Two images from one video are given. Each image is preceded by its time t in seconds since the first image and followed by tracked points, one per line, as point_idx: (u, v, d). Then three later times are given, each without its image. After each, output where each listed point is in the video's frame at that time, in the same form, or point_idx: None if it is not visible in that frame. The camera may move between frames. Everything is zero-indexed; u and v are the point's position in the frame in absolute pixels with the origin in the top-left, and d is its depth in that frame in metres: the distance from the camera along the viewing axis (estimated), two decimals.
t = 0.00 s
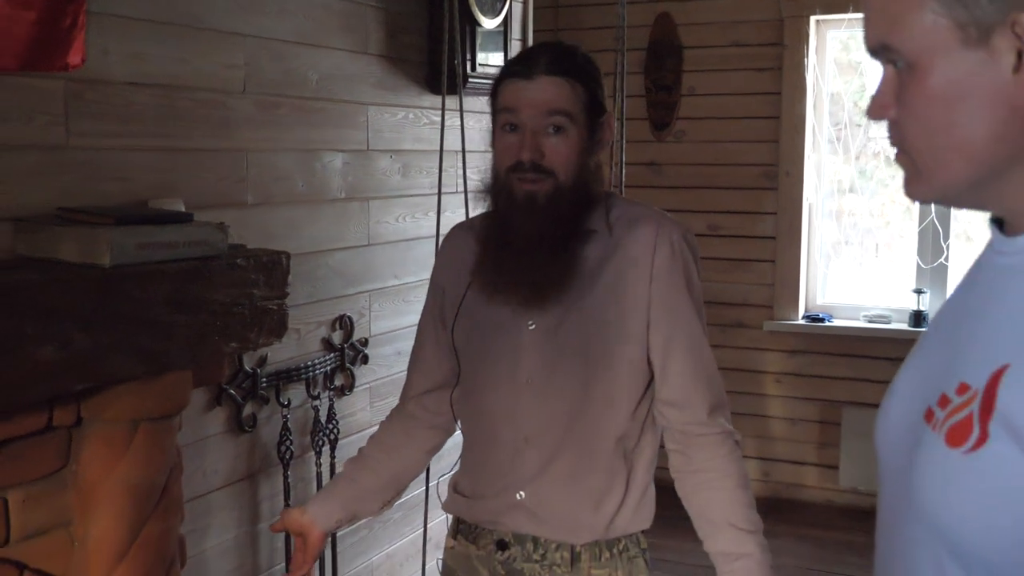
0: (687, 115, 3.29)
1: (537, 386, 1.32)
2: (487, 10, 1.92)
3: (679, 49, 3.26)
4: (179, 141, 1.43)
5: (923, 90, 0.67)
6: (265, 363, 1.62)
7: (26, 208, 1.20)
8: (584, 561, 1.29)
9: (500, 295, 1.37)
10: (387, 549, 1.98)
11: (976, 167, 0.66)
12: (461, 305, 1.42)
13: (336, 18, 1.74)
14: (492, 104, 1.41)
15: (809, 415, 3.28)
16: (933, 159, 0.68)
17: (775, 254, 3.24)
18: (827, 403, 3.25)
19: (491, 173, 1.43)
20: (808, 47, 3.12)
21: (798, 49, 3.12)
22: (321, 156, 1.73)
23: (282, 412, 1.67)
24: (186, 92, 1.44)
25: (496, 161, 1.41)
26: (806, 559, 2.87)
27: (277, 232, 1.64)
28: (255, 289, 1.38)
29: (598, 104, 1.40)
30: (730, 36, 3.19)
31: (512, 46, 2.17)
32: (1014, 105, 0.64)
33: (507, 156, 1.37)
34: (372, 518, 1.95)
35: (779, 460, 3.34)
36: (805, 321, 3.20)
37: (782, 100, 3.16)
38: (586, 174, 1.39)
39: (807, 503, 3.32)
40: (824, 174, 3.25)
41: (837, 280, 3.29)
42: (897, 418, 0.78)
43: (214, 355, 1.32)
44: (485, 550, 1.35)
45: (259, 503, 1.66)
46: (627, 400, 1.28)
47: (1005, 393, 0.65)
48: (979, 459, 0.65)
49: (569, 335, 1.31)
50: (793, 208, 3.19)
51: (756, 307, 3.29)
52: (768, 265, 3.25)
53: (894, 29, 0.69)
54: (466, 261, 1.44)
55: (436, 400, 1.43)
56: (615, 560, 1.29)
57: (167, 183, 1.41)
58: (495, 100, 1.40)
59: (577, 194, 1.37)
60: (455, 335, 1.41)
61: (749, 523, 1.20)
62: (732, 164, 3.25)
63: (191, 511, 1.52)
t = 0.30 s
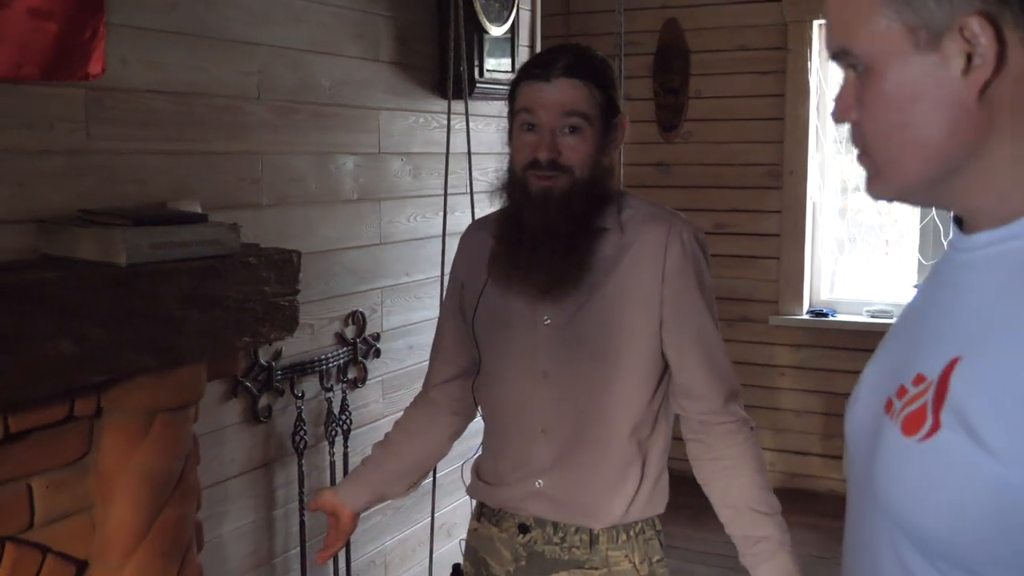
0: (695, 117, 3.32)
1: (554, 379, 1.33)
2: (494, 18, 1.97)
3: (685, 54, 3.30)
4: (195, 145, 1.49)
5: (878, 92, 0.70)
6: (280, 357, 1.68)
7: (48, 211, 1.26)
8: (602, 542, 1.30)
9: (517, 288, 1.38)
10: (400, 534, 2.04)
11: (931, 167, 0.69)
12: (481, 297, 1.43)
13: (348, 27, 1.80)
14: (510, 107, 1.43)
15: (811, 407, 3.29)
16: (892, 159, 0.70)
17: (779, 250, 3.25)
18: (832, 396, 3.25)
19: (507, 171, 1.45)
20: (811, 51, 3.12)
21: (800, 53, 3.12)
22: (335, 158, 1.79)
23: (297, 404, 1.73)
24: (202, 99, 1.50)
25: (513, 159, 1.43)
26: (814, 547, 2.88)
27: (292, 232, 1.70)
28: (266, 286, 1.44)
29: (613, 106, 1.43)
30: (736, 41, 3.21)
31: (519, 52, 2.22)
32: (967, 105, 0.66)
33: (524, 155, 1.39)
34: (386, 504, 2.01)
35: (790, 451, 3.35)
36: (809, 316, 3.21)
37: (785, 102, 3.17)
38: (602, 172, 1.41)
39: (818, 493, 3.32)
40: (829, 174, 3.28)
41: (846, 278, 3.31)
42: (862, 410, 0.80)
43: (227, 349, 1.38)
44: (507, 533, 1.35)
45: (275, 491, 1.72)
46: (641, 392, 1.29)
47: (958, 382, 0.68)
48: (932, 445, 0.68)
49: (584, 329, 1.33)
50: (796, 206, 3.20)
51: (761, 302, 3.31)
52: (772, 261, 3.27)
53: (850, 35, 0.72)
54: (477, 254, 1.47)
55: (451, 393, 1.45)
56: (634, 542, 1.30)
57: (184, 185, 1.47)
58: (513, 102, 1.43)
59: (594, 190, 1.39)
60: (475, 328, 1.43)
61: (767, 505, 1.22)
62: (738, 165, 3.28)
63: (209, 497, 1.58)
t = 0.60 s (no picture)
0: (710, 119, 3.42)
1: (569, 374, 1.35)
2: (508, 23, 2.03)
3: (701, 57, 3.39)
4: (215, 148, 1.54)
5: (850, 95, 0.73)
6: (298, 351, 1.73)
7: (70, 212, 1.32)
8: (618, 529, 1.30)
9: (535, 283, 1.39)
10: (417, 523, 2.08)
11: (899, 167, 0.71)
12: (501, 287, 1.43)
13: (366, 33, 1.85)
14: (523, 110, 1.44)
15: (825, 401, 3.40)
16: (863, 160, 0.73)
17: (792, 248, 3.36)
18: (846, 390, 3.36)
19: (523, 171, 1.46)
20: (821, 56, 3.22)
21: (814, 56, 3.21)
22: (352, 160, 1.84)
23: (314, 396, 1.77)
24: (223, 104, 1.55)
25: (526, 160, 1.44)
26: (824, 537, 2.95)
27: (311, 231, 1.75)
28: (282, 282, 1.49)
29: (625, 105, 1.42)
30: (748, 44, 3.32)
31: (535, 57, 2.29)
32: (932, 107, 0.68)
33: (541, 155, 1.40)
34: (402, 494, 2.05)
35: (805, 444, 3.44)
36: (822, 313, 3.31)
37: (798, 103, 3.27)
38: (616, 172, 1.40)
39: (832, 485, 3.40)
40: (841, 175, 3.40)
41: (861, 276, 3.41)
42: (840, 403, 0.82)
43: (245, 344, 1.43)
44: (527, 520, 1.36)
45: (293, 481, 1.76)
46: (653, 386, 1.31)
47: (924, 376, 0.69)
48: (898, 436, 0.70)
49: (598, 325, 1.34)
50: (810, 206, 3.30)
51: (776, 299, 3.41)
52: (785, 259, 3.37)
53: (822, 38, 0.74)
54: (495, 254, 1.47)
55: (467, 387, 1.47)
56: (647, 530, 1.31)
57: (203, 186, 1.52)
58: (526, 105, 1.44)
59: (608, 189, 1.39)
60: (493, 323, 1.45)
61: (774, 497, 1.23)
62: (752, 164, 3.37)
63: (228, 486, 1.62)
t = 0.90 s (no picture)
0: (720, 123, 3.60)
1: (564, 368, 1.39)
2: (516, 31, 2.13)
3: (712, 63, 3.58)
4: (228, 150, 1.59)
5: (808, 102, 0.78)
6: (310, 347, 1.76)
7: (85, 212, 1.37)
8: (609, 515, 1.33)
9: (535, 282, 1.43)
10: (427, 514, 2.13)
11: (857, 169, 0.77)
12: (504, 289, 1.47)
13: (377, 40, 1.90)
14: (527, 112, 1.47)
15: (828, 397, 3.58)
16: (822, 164, 0.79)
17: (799, 249, 3.55)
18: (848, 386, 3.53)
19: (526, 173, 1.50)
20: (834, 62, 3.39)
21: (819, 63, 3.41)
22: (364, 163, 1.89)
23: (325, 390, 1.81)
24: (237, 108, 1.60)
25: (531, 161, 1.47)
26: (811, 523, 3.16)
27: (322, 230, 1.79)
28: (292, 280, 1.53)
29: (624, 107, 1.46)
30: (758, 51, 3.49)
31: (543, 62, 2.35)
32: (884, 114, 0.74)
33: (546, 157, 1.44)
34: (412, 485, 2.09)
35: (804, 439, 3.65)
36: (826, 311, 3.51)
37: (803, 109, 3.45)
38: (614, 173, 1.45)
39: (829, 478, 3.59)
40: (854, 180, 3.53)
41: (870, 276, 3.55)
42: (801, 394, 0.88)
43: (255, 339, 1.48)
44: (525, 506, 1.40)
45: (305, 472, 1.80)
46: (642, 382, 1.34)
47: (875, 370, 0.76)
48: (851, 424, 0.77)
49: (592, 322, 1.38)
50: (814, 208, 3.49)
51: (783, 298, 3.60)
52: (791, 259, 3.56)
53: (783, 48, 0.80)
54: (498, 253, 1.50)
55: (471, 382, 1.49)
56: (637, 518, 1.34)
57: (216, 186, 1.57)
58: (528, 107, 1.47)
59: (607, 190, 1.43)
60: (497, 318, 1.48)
61: (738, 500, 1.26)
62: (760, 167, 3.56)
63: (242, 477, 1.65)
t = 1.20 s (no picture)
0: (722, 128, 3.81)
1: (554, 364, 1.46)
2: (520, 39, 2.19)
3: (713, 71, 3.80)
4: (238, 155, 1.64)
5: (774, 111, 0.86)
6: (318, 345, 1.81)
7: (99, 213, 1.43)
8: (591, 507, 1.42)
9: (526, 281, 1.50)
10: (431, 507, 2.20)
11: (818, 171, 0.84)
12: (497, 286, 1.55)
13: (384, 49, 1.96)
14: (519, 117, 1.56)
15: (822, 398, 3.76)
16: (790, 166, 0.86)
17: (800, 252, 3.72)
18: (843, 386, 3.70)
19: (518, 175, 1.59)
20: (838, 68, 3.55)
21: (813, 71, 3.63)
22: (371, 168, 1.95)
23: (333, 387, 1.85)
24: (247, 114, 1.66)
25: (523, 164, 1.57)
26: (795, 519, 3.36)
27: (329, 232, 1.84)
28: (300, 280, 1.58)
29: (611, 114, 1.57)
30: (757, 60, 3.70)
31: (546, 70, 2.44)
32: (842, 122, 0.81)
33: (539, 160, 1.53)
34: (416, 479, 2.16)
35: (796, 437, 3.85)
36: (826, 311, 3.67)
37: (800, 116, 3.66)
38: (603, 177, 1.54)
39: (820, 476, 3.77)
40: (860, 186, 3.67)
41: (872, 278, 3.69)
42: (774, 389, 0.94)
43: (263, 337, 1.52)
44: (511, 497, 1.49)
45: (313, 466, 1.84)
46: (628, 377, 1.42)
47: (836, 366, 0.82)
48: (815, 417, 0.83)
49: (577, 321, 1.45)
50: (812, 213, 3.67)
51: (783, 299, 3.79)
52: (792, 262, 3.74)
53: (752, 60, 0.89)
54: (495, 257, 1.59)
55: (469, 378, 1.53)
56: (618, 509, 1.42)
57: (227, 189, 1.63)
58: (521, 112, 1.56)
59: (597, 192, 1.52)
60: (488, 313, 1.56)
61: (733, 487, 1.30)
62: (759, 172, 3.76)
63: (251, 471, 1.69)
